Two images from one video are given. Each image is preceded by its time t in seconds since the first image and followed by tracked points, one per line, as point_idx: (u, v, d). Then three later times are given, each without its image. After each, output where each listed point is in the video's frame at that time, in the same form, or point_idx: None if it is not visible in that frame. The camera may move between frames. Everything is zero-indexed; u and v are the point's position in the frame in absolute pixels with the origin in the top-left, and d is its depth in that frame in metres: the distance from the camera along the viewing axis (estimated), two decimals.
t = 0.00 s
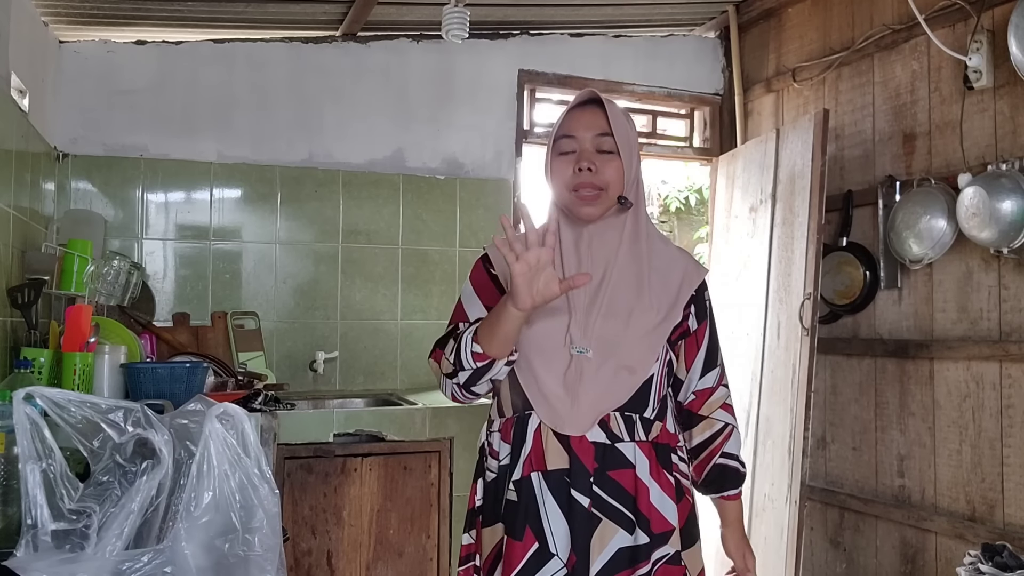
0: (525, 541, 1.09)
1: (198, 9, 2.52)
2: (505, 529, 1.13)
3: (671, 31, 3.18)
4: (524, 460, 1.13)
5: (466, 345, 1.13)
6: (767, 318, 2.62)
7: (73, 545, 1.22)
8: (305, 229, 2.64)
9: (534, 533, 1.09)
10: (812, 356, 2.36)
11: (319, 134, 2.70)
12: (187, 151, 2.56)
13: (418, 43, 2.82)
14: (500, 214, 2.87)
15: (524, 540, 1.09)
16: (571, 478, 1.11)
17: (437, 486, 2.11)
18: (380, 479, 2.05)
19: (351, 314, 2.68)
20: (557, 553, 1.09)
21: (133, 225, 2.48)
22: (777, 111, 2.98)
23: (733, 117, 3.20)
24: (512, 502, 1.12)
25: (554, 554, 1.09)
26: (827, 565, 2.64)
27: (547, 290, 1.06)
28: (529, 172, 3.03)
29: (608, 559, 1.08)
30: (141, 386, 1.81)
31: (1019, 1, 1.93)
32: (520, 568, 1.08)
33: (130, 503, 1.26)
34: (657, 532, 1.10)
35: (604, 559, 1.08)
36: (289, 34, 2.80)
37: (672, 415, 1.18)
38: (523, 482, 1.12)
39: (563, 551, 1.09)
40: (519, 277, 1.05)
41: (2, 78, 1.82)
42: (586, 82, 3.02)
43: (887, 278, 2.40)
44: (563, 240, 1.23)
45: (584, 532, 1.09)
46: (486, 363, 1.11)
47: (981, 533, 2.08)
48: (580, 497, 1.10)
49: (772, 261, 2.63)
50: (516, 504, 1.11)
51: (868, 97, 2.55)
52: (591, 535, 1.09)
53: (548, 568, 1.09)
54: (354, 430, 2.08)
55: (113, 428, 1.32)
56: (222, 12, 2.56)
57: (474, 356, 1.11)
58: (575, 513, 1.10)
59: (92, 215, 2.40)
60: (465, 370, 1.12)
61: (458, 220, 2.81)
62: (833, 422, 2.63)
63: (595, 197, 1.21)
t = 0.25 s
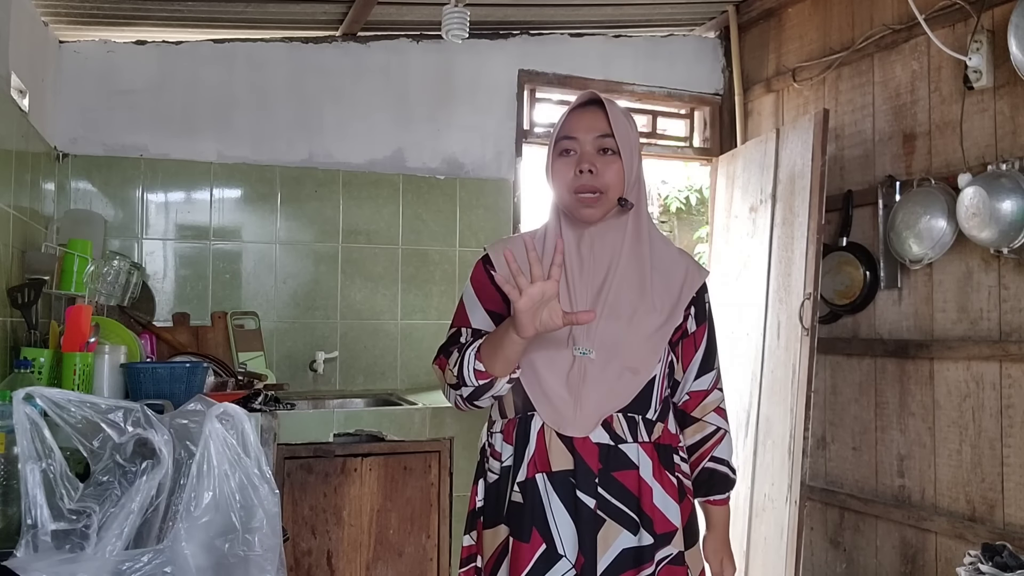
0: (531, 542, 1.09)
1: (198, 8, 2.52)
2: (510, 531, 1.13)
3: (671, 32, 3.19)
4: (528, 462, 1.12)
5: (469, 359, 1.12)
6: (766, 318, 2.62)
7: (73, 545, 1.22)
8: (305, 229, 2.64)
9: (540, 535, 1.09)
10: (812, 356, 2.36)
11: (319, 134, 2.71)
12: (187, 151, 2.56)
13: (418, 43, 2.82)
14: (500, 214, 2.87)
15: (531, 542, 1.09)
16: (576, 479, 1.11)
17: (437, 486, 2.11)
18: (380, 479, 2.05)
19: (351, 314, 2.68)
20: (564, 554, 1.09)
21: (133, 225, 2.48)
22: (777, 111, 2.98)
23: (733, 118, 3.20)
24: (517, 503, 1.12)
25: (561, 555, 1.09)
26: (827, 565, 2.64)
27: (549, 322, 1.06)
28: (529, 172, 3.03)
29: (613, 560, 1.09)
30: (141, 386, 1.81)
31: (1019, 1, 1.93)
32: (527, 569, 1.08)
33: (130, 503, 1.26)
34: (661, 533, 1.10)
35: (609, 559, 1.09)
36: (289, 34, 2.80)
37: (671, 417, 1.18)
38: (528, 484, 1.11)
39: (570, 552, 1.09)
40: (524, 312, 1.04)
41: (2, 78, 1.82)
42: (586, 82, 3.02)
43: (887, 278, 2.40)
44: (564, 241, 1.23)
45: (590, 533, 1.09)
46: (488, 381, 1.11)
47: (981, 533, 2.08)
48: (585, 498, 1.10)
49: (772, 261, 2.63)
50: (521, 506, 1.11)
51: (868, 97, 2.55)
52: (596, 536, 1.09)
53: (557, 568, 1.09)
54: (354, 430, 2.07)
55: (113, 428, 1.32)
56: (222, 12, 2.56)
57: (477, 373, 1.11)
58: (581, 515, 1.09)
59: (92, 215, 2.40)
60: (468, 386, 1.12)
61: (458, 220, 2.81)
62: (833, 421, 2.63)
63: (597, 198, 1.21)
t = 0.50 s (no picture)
0: (531, 542, 1.09)
1: (198, 9, 2.52)
2: (509, 531, 1.13)
3: (671, 31, 3.18)
4: (526, 461, 1.12)
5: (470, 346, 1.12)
6: (766, 318, 2.62)
7: (73, 545, 1.22)
8: (305, 229, 2.64)
9: (540, 535, 1.09)
10: (812, 356, 2.36)
11: (319, 134, 2.71)
12: (187, 151, 2.56)
13: (418, 43, 2.82)
14: (499, 214, 2.87)
15: (531, 542, 1.09)
16: (574, 479, 1.11)
17: (437, 486, 2.11)
18: (380, 479, 2.05)
19: (351, 314, 2.68)
20: (564, 553, 1.09)
21: (133, 225, 2.48)
22: (777, 111, 2.98)
23: (733, 118, 3.20)
24: (516, 503, 1.12)
25: (561, 554, 1.09)
26: (827, 565, 2.64)
27: (553, 285, 1.08)
28: (529, 172, 3.03)
29: (613, 560, 1.09)
30: (141, 386, 1.81)
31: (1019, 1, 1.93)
32: (527, 569, 1.08)
33: (130, 503, 1.26)
34: (660, 533, 1.10)
35: (608, 559, 1.09)
36: (289, 34, 2.80)
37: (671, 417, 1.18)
38: (527, 484, 1.11)
39: (569, 552, 1.10)
40: (526, 272, 1.07)
41: (2, 78, 1.82)
42: (586, 83, 3.02)
43: (887, 278, 2.40)
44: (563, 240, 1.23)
45: (589, 533, 1.09)
46: (491, 364, 1.11)
47: (981, 533, 2.08)
48: (583, 498, 1.10)
49: (772, 261, 2.63)
50: (520, 506, 1.11)
51: (869, 97, 2.55)
52: (595, 536, 1.09)
53: (557, 567, 1.09)
54: (354, 430, 2.06)
55: (113, 428, 1.32)
56: (221, 12, 2.56)
57: (480, 356, 1.10)
58: (579, 514, 1.09)
59: (92, 215, 2.40)
60: (471, 371, 1.12)
61: (458, 220, 2.81)
62: (833, 421, 2.63)
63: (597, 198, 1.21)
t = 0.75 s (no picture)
0: (528, 541, 1.10)
1: (198, 8, 2.52)
2: (507, 530, 1.13)
3: (671, 31, 3.18)
4: (524, 460, 1.13)
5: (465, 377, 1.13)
6: (766, 318, 2.62)
7: (73, 545, 1.22)
8: (305, 229, 2.64)
9: (537, 533, 1.10)
10: (812, 356, 2.36)
11: (319, 134, 2.71)
12: (187, 151, 2.56)
13: (417, 43, 2.82)
14: (500, 214, 2.87)
15: (528, 540, 1.09)
16: (571, 478, 1.11)
17: (437, 486, 2.11)
18: (380, 479, 2.05)
19: (351, 314, 2.68)
20: (560, 552, 1.10)
21: (133, 225, 2.48)
22: (777, 111, 2.98)
23: (733, 117, 3.20)
24: (514, 502, 1.12)
25: (558, 553, 1.10)
26: (827, 565, 2.64)
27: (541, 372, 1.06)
28: (529, 172, 3.03)
29: (609, 559, 1.09)
30: (141, 386, 1.81)
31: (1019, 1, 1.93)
32: (524, 567, 1.09)
33: (130, 503, 1.26)
34: (656, 532, 1.10)
35: (605, 558, 1.08)
36: (289, 34, 2.80)
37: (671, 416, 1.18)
38: (525, 482, 1.12)
39: (566, 550, 1.10)
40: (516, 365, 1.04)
41: (2, 78, 1.82)
42: (586, 83, 3.02)
43: (887, 278, 2.40)
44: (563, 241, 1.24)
45: (585, 531, 1.09)
46: (481, 407, 1.11)
47: (981, 533, 2.08)
48: (580, 497, 1.10)
49: (772, 261, 2.63)
50: (518, 505, 1.11)
51: (868, 97, 2.55)
52: (592, 535, 1.09)
53: (553, 566, 1.09)
54: (354, 430, 2.06)
55: (113, 428, 1.32)
56: (221, 12, 2.56)
57: (471, 399, 1.11)
58: (576, 513, 1.10)
59: (92, 215, 2.40)
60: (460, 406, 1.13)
61: (458, 220, 2.81)
62: (832, 422, 2.63)
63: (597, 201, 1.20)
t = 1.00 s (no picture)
0: (529, 541, 1.10)
1: (198, 8, 2.52)
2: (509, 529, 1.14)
3: (671, 31, 3.18)
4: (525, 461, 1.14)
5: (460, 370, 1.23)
6: (766, 318, 2.62)
7: (73, 545, 1.22)
8: (305, 229, 2.64)
9: (538, 533, 1.10)
10: (812, 356, 2.36)
11: (319, 134, 2.71)
12: (188, 151, 2.56)
13: (417, 43, 2.82)
14: (500, 214, 2.87)
15: (528, 540, 1.10)
16: (570, 478, 1.11)
17: (437, 486, 2.11)
18: (380, 479, 2.05)
19: (351, 314, 2.68)
20: (560, 552, 1.10)
21: (133, 225, 2.48)
22: (777, 111, 2.98)
23: (733, 117, 3.20)
24: (515, 502, 1.13)
25: (558, 553, 1.10)
26: (827, 565, 2.64)
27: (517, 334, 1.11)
28: (529, 172, 3.03)
29: (609, 558, 1.08)
30: (141, 386, 1.81)
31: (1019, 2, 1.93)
32: (524, 567, 1.10)
33: (130, 503, 1.26)
34: (654, 533, 1.09)
35: (603, 558, 1.08)
36: (289, 34, 2.80)
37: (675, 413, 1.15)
38: (526, 483, 1.13)
39: (566, 551, 1.10)
40: (491, 319, 1.11)
41: (2, 78, 1.82)
42: (586, 83, 3.02)
43: (887, 278, 2.40)
44: (565, 241, 1.24)
45: (584, 531, 1.09)
46: (465, 390, 1.20)
47: (981, 533, 2.08)
48: (579, 497, 1.10)
49: (772, 261, 2.63)
50: (519, 505, 1.12)
51: (868, 97, 2.55)
52: (591, 535, 1.09)
53: (552, 567, 1.10)
54: (354, 431, 2.06)
55: (113, 428, 1.32)
56: (221, 12, 2.56)
57: (455, 382, 1.20)
58: (575, 514, 1.10)
59: (92, 215, 2.40)
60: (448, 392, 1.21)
61: (458, 220, 2.81)
62: (832, 422, 2.63)
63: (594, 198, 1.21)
